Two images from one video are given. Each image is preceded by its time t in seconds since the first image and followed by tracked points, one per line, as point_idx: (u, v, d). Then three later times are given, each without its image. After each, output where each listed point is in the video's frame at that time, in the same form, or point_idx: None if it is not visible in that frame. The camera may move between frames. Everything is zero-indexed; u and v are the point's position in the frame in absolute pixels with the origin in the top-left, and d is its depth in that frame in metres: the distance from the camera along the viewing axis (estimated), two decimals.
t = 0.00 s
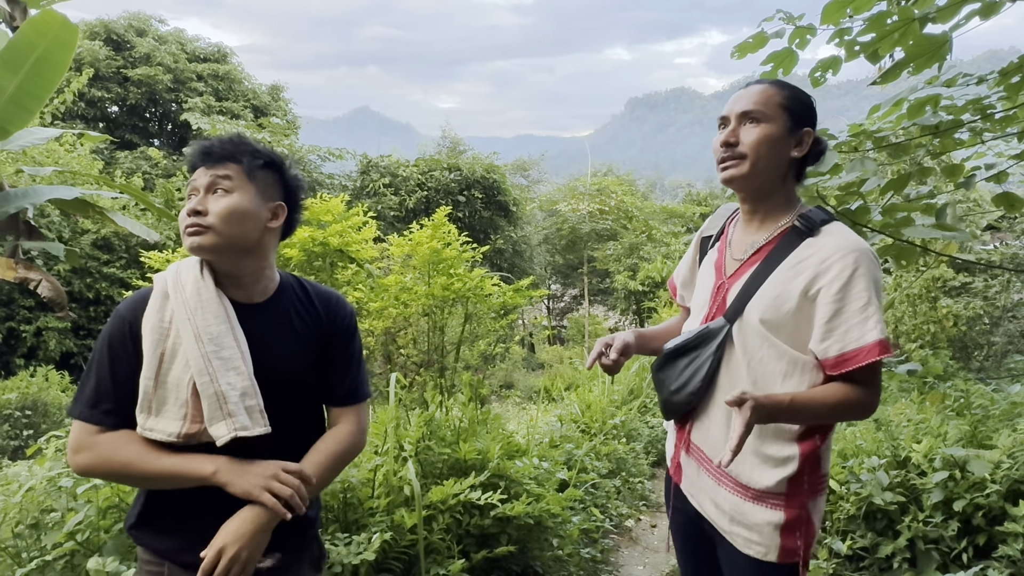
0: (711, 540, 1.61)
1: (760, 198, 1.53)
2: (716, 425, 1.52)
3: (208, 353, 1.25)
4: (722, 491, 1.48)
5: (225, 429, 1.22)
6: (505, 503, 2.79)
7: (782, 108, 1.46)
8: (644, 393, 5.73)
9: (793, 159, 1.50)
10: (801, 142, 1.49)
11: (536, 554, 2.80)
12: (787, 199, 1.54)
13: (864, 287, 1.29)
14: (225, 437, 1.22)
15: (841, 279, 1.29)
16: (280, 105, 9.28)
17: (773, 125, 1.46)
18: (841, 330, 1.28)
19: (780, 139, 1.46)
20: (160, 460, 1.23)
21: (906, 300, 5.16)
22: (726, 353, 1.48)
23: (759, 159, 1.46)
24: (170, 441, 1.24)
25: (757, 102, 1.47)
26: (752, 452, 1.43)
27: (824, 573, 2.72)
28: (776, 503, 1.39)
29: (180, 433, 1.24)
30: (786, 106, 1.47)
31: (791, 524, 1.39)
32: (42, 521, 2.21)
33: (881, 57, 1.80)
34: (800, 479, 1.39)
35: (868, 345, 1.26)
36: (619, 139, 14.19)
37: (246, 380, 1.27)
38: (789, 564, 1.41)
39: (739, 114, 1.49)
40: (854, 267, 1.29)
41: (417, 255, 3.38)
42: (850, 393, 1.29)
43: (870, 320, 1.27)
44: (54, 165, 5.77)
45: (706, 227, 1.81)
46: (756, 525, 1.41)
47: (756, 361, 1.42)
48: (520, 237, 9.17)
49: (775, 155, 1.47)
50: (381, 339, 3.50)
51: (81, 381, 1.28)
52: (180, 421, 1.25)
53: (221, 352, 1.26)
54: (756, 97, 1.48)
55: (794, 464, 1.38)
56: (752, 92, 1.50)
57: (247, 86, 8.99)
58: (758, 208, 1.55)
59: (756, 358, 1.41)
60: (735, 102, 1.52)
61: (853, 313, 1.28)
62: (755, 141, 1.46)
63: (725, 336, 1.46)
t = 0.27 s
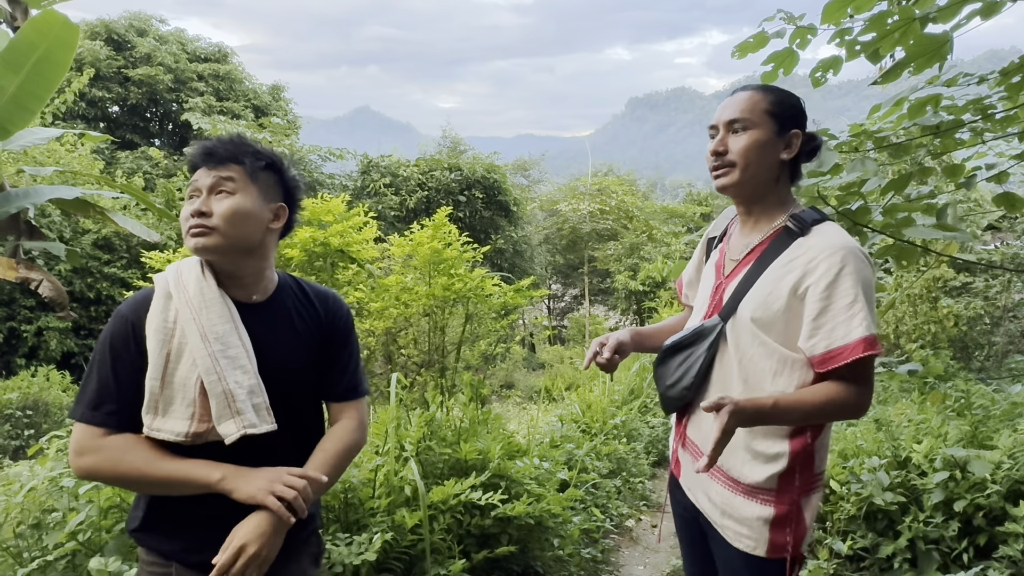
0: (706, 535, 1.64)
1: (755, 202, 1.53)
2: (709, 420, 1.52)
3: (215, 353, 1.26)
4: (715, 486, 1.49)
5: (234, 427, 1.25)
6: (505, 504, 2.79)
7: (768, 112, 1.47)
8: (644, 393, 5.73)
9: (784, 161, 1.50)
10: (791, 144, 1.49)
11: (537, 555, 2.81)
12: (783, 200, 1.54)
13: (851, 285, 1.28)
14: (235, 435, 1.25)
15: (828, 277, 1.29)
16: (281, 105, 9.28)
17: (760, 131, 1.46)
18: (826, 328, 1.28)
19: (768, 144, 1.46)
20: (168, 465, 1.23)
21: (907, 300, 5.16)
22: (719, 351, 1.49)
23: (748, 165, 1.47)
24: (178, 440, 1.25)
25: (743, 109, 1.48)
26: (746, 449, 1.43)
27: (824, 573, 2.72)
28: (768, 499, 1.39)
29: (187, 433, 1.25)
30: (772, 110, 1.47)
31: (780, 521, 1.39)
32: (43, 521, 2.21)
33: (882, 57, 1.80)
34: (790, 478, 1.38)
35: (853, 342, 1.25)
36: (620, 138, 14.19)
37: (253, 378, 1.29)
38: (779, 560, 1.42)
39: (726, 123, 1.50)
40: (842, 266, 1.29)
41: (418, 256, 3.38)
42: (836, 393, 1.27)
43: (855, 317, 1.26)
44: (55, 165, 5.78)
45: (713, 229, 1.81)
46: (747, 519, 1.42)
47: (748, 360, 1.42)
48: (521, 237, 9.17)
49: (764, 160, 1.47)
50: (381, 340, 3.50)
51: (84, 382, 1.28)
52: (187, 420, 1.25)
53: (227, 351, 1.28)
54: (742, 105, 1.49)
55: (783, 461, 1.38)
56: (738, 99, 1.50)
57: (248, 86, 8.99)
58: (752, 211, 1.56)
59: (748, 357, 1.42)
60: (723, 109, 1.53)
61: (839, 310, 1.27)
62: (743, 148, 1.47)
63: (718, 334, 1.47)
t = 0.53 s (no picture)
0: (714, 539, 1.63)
1: (759, 216, 1.51)
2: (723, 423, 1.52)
3: (223, 351, 1.28)
4: (731, 487, 1.49)
5: (241, 424, 1.26)
6: (507, 503, 2.79)
7: (751, 134, 1.42)
8: (645, 393, 5.73)
9: (780, 175, 1.46)
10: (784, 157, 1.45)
11: (538, 554, 2.80)
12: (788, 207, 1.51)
13: (829, 267, 1.32)
14: (241, 433, 1.26)
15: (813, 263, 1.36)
16: (283, 105, 9.27)
17: (746, 156, 1.43)
18: (795, 291, 1.32)
19: (759, 165, 1.43)
20: (180, 465, 1.24)
21: (909, 299, 5.15)
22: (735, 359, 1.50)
23: (742, 190, 1.46)
24: (185, 439, 1.26)
25: (726, 137, 1.45)
26: (761, 447, 1.43)
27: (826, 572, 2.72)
28: (783, 498, 1.40)
29: (194, 432, 1.26)
30: (755, 131, 1.43)
31: (796, 519, 1.39)
32: (45, 520, 2.22)
33: (885, 55, 1.80)
34: (807, 478, 1.39)
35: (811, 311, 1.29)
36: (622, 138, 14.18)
37: (258, 376, 1.31)
38: (793, 559, 1.42)
39: (713, 150, 1.47)
40: (832, 253, 1.34)
41: (419, 255, 3.38)
42: (775, 339, 1.29)
43: (820, 292, 1.30)
44: (57, 165, 5.79)
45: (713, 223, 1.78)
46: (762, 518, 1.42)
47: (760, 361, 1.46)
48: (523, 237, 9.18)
49: (759, 180, 1.45)
50: (383, 339, 3.51)
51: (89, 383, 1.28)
52: (194, 419, 1.26)
53: (233, 350, 1.29)
54: (723, 132, 1.45)
55: (800, 461, 1.38)
56: (717, 126, 1.46)
57: (250, 85, 8.98)
58: (758, 221, 1.54)
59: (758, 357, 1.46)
60: (704, 136, 1.49)
61: (810, 286, 1.32)
62: (734, 176, 1.45)
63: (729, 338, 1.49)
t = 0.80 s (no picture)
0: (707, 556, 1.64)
1: (785, 235, 1.41)
2: (721, 458, 1.42)
3: (234, 351, 1.31)
4: (724, 529, 1.41)
5: (254, 422, 1.30)
6: (511, 503, 2.79)
7: (772, 155, 1.31)
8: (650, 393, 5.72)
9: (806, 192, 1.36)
10: (810, 172, 1.34)
11: (543, 554, 2.80)
12: (811, 222, 1.42)
13: (875, 311, 1.22)
14: (256, 430, 1.30)
15: (854, 301, 1.25)
16: (288, 105, 9.29)
17: (769, 178, 1.32)
18: (841, 342, 1.21)
19: (785, 184, 1.33)
20: (193, 468, 1.27)
21: (915, 299, 5.13)
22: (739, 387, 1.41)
23: (767, 213, 1.35)
24: (199, 438, 1.29)
25: (744, 158, 1.33)
26: (760, 485, 1.36)
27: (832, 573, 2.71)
28: (784, 543, 1.33)
29: (207, 430, 1.29)
30: (777, 149, 1.31)
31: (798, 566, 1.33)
32: (52, 518, 2.23)
33: (892, 53, 1.78)
34: (809, 522, 1.33)
35: (868, 367, 1.18)
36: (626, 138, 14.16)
37: (267, 374, 1.34)
38: None
39: (732, 173, 1.35)
40: (874, 292, 1.24)
41: (424, 255, 3.38)
42: (829, 400, 1.19)
43: (873, 343, 1.20)
44: (64, 164, 5.81)
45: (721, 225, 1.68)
46: (760, 565, 1.35)
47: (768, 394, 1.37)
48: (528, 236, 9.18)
49: (785, 200, 1.35)
50: (388, 339, 3.51)
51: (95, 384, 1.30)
52: (206, 417, 1.29)
53: (242, 349, 1.32)
54: (741, 151, 1.33)
55: (804, 504, 1.32)
56: (733, 145, 1.34)
57: (255, 85, 9.00)
58: (780, 241, 1.44)
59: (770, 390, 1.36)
60: (721, 155, 1.37)
61: (859, 334, 1.21)
62: (757, 199, 1.34)
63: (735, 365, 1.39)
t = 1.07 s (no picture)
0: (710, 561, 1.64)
1: (808, 241, 1.31)
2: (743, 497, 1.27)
3: (264, 350, 1.38)
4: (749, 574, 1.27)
5: (286, 416, 1.38)
6: (522, 502, 2.79)
7: (806, 144, 1.22)
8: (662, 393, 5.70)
9: (837, 194, 1.26)
10: (845, 173, 1.24)
11: (553, 553, 2.80)
12: (838, 232, 1.32)
13: (923, 337, 1.15)
14: (289, 423, 1.38)
15: (901, 329, 1.16)
16: (300, 104, 9.33)
17: (799, 171, 1.22)
18: (890, 375, 1.13)
19: (816, 180, 1.23)
20: (228, 465, 1.33)
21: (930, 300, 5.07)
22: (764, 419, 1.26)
23: (791, 210, 1.25)
24: (233, 434, 1.35)
25: (775, 144, 1.23)
26: (789, 523, 1.23)
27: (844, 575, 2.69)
28: None
29: (241, 424, 1.36)
30: (812, 139, 1.22)
31: None
32: (67, 514, 2.25)
33: (906, 51, 1.76)
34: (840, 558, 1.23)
35: (920, 402, 1.11)
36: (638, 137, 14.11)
37: (293, 369, 1.42)
38: None
39: (759, 159, 1.25)
40: (921, 316, 1.15)
41: (435, 254, 3.39)
42: (880, 441, 1.11)
43: (923, 376, 1.12)
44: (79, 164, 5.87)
45: (727, 228, 1.53)
46: None
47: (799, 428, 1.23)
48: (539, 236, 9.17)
49: (813, 199, 1.25)
50: (399, 337, 3.52)
51: (121, 386, 1.33)
52: (239, 413, 1.36)
53: (270, 347, 1.40)
54: (773, 136, 1.24)
55: (838, 542, 1.21)
56: (765, 127, 1.25)
57: (268, 85, 9.04)
58: (801, 247, 1.34)
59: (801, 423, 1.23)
60: (748, 138, 1.28)
61: (909, 366, 1.13)
62: (782, 192, 1.24)
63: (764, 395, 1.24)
